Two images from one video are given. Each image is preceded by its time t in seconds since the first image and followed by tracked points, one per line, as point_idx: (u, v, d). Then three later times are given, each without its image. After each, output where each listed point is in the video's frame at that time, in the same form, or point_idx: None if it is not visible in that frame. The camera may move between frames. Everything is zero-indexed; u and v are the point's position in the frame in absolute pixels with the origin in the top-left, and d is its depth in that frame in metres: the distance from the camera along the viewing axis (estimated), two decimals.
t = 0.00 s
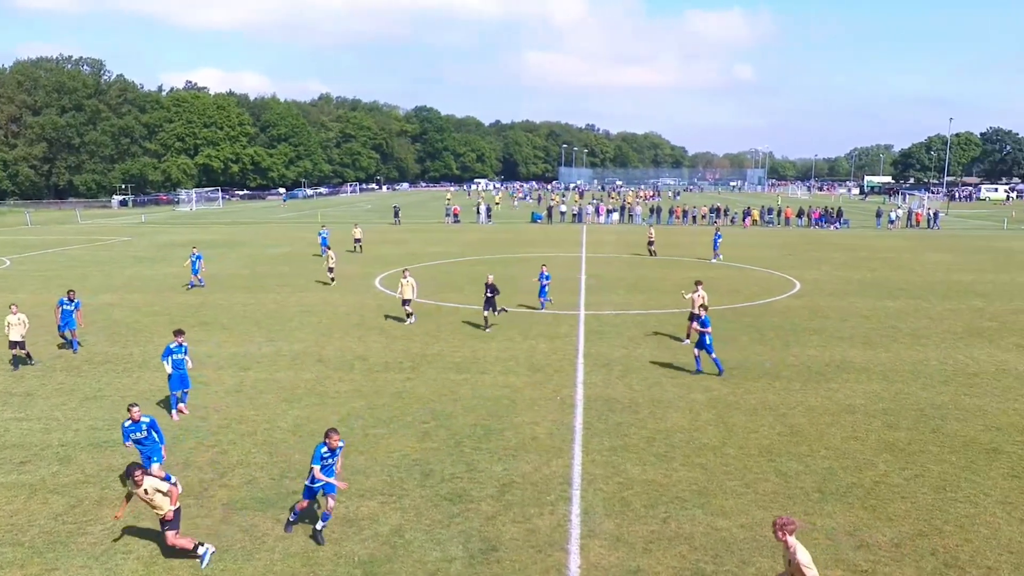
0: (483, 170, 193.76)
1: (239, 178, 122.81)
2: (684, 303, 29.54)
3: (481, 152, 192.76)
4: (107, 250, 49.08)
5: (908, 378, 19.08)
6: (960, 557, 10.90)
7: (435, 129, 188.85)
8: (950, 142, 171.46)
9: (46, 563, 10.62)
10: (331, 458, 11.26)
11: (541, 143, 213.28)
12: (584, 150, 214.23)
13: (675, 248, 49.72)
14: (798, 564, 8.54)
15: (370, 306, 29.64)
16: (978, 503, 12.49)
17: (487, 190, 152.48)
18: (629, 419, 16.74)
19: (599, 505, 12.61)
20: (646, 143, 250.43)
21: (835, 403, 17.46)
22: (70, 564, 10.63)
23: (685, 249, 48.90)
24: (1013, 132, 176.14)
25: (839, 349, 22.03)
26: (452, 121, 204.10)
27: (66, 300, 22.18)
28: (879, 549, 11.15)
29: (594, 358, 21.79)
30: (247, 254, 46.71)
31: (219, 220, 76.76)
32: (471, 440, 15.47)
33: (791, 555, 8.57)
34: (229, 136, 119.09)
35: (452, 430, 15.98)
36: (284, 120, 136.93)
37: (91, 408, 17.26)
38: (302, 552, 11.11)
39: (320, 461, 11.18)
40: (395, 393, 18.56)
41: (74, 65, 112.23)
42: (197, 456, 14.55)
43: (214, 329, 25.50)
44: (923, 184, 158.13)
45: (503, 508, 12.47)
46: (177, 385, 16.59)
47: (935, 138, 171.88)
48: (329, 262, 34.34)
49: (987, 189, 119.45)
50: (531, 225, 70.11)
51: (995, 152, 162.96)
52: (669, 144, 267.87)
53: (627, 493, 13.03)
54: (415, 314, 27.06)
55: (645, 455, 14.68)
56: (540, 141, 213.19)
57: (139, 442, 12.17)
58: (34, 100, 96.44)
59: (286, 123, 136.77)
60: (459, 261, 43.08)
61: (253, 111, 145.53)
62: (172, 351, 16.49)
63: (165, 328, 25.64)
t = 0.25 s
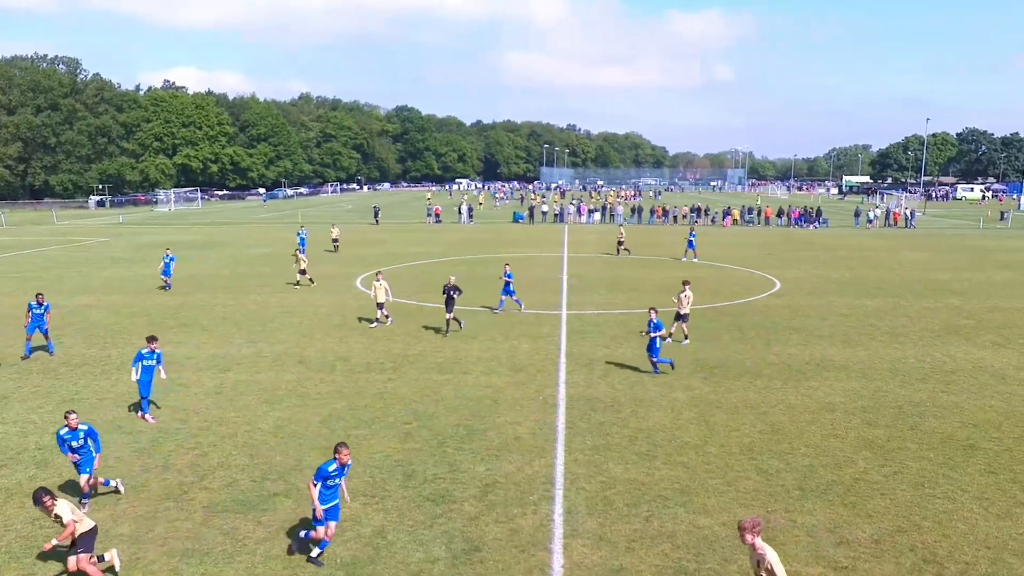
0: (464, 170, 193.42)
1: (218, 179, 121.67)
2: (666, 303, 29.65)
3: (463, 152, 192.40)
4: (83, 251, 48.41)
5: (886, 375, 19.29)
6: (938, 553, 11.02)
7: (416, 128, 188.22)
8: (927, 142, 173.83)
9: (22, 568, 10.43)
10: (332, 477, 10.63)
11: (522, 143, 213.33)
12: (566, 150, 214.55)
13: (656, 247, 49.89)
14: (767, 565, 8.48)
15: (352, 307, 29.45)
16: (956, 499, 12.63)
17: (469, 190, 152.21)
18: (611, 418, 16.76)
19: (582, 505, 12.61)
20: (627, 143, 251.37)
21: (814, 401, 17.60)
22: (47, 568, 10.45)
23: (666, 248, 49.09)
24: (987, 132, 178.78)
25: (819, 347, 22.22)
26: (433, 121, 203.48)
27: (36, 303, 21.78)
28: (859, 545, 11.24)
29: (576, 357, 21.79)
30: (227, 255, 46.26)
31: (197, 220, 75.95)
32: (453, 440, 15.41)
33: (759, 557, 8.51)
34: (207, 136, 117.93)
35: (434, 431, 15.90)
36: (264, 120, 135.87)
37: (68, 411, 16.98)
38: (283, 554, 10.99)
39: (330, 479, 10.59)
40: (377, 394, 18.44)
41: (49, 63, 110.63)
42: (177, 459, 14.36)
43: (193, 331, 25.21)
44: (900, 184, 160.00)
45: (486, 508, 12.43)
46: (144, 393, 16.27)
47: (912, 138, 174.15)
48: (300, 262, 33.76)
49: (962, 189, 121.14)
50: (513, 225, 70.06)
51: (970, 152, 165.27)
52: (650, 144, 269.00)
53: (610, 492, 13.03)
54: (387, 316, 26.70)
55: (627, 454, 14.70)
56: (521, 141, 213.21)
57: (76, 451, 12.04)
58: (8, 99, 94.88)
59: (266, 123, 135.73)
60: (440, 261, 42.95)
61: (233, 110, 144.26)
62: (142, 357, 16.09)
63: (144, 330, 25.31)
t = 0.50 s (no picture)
0: (447, 170, 192.96)
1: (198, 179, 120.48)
2: (649, 302, 29.74)
3: (446, 151, 191.94)
4: (61, 251, 47.76)
5: (867, 374, 19.46)
6: (919, 549, 11.12)
7: (398, 128, 187.53)
8: (906, 142, 175.68)
9: None
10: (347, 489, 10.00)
11: (505, 143, 213.15)
12: (549, 150, 214.66)
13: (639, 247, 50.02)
14: (744, 568, 8.09)
15: (335, 307, 29.26)
16: (936, 495, 12.76)
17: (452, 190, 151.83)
18: (595, 417, 16.77)
19: (566, 504, 12.59)
20: (610, 143, 252.00)
21: (796, 400, 17.71)
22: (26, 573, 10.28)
23: (649, 248, 49.23)
24: (965, 133, 181.01)
25: (801, 346, 22.37)
26: (416, 121, 202.79)
27: None
28: (841, 542, 11.33)
29: (560, 357, 21.79)
30: (208, 256, 45.81)
31: (178, 221, 75.16)
32: (437, 440, 15.34)
33: (735, 559, 8.12)
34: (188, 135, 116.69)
35: (418, 432, 15.82)
36: (245, 119, 134.73)
37: (47, 414, 16.71)
38: (267, 556, 10.88)
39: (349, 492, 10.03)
40: (360, 394, 18.32)
41: (26, 62, 109.07)
42: (158, 461, 14.17)
43: (175, 332, 24.93)
44: (880, 184, 161.57)
45: (470, 508, 12.39)
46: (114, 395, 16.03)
47: (891, 138, 175.93)
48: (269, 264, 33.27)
49: (941, 189, 122.56)
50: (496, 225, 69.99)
51: (949, 152, 167.23)
52: (633, 144, 269.83)
53: (594, 492, 13.03)
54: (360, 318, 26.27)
55: (611, 453, 14.71)
56: (504, 141, 213.01)
57: None
58: None
59: (247, 123, 134.63)
60: (423, 262, 42.79)
61: (213, 110, 142.96)
62: (115, 359, 15.85)
63: (124, 330, 24.98)
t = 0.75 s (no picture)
0: (430, 170, 192.47)
1: (180, 179, 119.33)
2: (633, 302, 29.81)
3: (429, 151, 191.45)
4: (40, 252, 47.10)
5: (848, 372, 19.62)
6: (900, 545, 11.22)
7: (381, 128, 186.72)
8: (886, 142, 177.63)
9: None
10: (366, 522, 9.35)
11: (489, 142, 212.96)
12: (532, 150, 214.70)
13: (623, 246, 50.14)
14: (726, 566, 8.12)
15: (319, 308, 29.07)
16: (917, 492, 12.89)
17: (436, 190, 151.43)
18: (579, 417, 16.78)
19: (551, 504, 12.57)
20: (593, 143, 252.53)
21: (779, 398, 17.81)
22: None
23: (633, 248, 49.38)
24: (943, 133, 183.15)
25: (783, 345, 22.53)
26: (399, 120, 202.04)
27: None
28: (824, 539, 11.41)
29: (545, 357, 21.79)
30: (189, 256, 45.38)
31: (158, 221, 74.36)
32: (422, 441, 15.28)
33: (717, 558, 8.13)
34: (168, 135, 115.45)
35: (403, 432, 15.74)
36: (226, 119, 133.64)
37: (26, 416, 16.45)
38: (250, 558, 10.76)
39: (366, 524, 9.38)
40: (344, 395, 18.20)
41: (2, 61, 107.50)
42: (140, 463, 13.99)
43: (156, 333, 24.67)
44: (861, 184, 163.09)
45: (454, 509, 12.34)
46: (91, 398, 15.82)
47: (871, 139, 177.72)
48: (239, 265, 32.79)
49: (921, 188, 123.93)
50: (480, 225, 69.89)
51: (928, 152, 169.15)
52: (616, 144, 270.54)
53: (578, 491, 13.03)
54: (334, 319, 25.74)
55: (596, 453, 14.72)
56: (488, 141, 212.80)
57: None
58: None
59: (228, 122, 133.54)
60: (406, 262, 42.63)
61: (194, 109, 141.63)
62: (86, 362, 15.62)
63: (104, 332, 24.67)
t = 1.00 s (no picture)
0: (408, 170, 191.68)
1: (153, 179, 117.62)
2: (611, 302, 29.90)
3: (406, 151, 190.63)
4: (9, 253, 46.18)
5: (824, 370, 19.82)
6: (874, 541, 11.36)
7: (357, 128, 185.56)
8: (859, 143, 179.97)
9: None
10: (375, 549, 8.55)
11: (466, 143, 212.52)
12: (510, 150, 214.64)
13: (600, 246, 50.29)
14: None
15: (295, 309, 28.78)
16: (891, 489, 13.05)
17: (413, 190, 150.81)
18: (559, 417, 16.76)
19: (530, 504, 12.55)
20: (571, 144, 253.06)
21: (756, 397, 17.96)
22: None
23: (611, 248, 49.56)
24: (915, 133, 186.06)
25: (760, 344, 22.71)
26: (376, 120, 200.91)
27: None
28: (801, 536, 11.50)
29: (524, 357, 21.76)
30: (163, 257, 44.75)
31: (132, 221, 73.25)
32: (400, 442, 15.17)
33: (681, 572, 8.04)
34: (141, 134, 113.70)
35: (381, 433, 15.62)
36: (200, 118, 131.95)
37: None
38: (227, 562, 10.62)
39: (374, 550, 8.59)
40: (321, 397, 18.02)
41: None
42: (114, 467, 13.73)
43: (130, 335, 24.25)
44: (835, 184, 165.04)
45: (433, 510, 12.27)
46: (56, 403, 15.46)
47: (844, 139, 179.99)
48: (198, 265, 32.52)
49: (893, 188, 125.73)
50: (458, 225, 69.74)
51: (901, 152, 171.67)
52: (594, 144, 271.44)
53: (558, 491, 13.02)
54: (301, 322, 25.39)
55: (575, 453, 14.70)
56: (465, 141, 212.36)
57: None
58: None
59: (202, 122, 131.93)
60: (383, 262, 42.37)
61: (168, 109, 139.79)
62: (47, 366, 15.28)
63: (76, 335, 24.20)
